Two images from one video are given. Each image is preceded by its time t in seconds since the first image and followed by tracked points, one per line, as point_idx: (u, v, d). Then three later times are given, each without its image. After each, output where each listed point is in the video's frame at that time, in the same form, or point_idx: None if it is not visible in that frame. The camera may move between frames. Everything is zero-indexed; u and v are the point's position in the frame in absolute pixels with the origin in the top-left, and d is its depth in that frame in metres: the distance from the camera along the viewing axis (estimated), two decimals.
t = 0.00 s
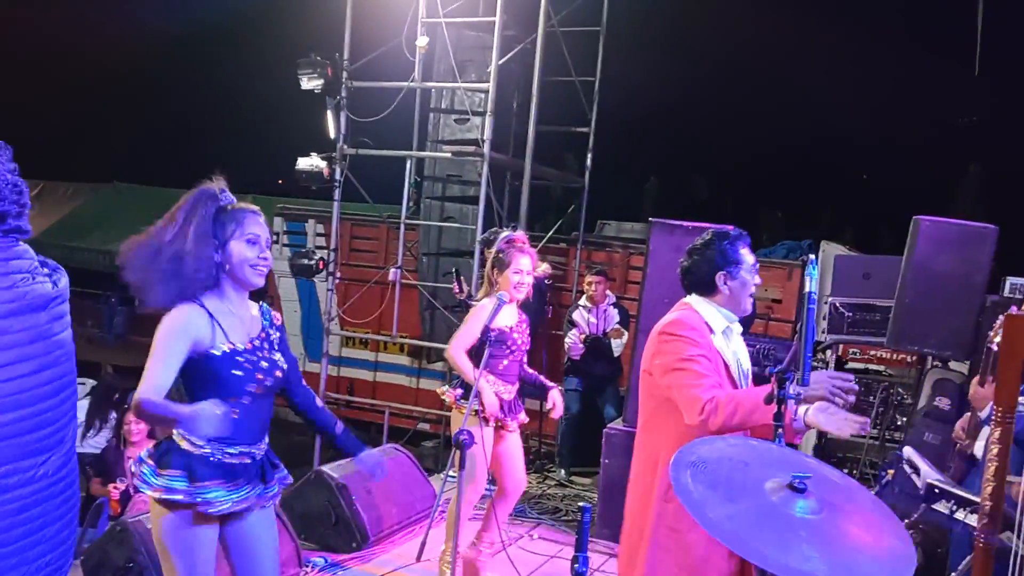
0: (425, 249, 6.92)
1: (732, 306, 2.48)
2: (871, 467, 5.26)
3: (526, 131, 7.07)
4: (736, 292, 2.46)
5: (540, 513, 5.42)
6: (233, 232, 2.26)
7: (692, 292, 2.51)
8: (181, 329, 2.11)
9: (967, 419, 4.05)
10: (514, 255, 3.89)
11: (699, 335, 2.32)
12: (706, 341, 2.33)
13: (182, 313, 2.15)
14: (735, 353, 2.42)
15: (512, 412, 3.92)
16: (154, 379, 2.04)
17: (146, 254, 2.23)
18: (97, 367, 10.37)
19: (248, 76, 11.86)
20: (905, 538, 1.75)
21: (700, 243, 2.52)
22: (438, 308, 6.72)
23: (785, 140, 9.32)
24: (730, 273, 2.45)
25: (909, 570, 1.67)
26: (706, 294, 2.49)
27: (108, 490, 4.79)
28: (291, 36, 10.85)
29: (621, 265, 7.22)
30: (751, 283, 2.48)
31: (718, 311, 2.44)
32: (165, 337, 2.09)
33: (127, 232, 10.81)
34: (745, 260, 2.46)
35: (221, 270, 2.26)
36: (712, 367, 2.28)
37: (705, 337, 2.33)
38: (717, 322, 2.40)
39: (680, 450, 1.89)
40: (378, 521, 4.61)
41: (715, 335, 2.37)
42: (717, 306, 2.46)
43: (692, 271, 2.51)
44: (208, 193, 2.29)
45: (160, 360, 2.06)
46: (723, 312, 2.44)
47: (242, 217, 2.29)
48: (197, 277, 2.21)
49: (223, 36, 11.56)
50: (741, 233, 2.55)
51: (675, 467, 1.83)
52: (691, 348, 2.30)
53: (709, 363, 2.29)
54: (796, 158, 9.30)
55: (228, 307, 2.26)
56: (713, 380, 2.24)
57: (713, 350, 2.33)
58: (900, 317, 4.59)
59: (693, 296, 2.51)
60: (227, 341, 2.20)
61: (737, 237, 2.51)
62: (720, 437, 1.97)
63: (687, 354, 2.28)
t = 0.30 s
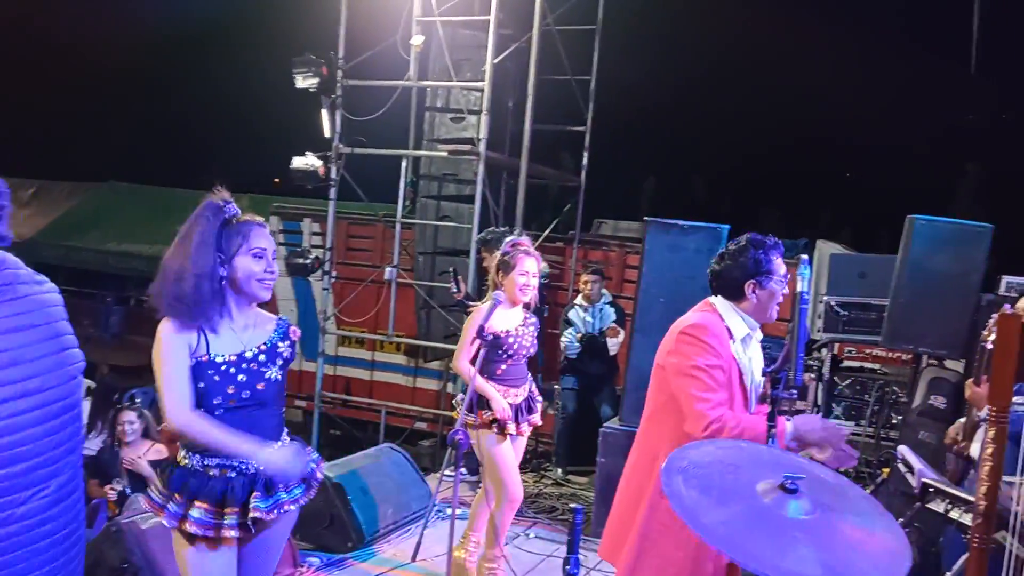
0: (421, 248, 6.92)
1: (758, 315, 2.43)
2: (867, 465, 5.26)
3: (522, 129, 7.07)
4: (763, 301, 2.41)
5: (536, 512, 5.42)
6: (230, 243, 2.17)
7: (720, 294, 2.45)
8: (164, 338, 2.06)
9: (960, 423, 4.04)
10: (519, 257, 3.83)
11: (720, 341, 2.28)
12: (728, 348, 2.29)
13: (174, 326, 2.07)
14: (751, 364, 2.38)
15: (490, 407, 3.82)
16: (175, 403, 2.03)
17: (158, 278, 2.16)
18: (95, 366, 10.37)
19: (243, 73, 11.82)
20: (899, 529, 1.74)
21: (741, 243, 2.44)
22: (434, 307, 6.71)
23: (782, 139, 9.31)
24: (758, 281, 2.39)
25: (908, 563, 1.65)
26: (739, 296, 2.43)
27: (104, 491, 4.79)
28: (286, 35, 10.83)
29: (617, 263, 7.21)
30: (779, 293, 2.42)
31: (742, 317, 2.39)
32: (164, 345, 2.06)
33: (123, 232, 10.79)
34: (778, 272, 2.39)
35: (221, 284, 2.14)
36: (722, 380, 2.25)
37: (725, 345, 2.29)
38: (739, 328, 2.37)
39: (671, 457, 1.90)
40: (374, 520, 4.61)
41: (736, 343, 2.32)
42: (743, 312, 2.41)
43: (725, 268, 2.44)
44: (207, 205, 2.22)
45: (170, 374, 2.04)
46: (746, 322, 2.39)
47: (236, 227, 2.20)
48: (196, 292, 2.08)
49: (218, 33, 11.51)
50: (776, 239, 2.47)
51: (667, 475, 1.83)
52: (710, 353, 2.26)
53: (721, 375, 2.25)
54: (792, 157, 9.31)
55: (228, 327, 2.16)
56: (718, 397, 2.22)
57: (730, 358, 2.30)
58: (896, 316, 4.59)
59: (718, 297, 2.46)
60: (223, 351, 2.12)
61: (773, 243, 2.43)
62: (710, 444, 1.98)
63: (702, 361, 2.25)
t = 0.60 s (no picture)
0: (414, 246, 6.90)
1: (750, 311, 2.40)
2: (862, 460, 5.27)
3: (514, 127, 7.05)
4: (756, 295, 2.38)
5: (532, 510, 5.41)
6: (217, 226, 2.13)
7: (715, 289, 2.44)
8: (222, 335, 2.01)
9: (956, 419, 4.05)
10: (527, 249, 3.78)
11: (702, 336, 2.27)
12: (712, 342, 2.29)
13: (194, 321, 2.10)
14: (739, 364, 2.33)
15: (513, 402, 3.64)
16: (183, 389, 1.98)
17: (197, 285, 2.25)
18: (85, 368, 10.30)
19: (234, 72, 11.77)
20: (887, 526, 1.77)
21: (731, 237, 2.44)
22: (427, 305, 6.68)
23: (776, 134, 9.31)
24: (751, 274, 2.37)
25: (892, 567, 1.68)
26: (729, 293, 2.42)
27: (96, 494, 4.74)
28: (278, 33, 10.79)
29: (610, 260, 7.20)
30: (772, 286, 2.39)
31: (734, 312, 2.38)
32: (203, 337, 2.00)
33: (114, 232, 10.73)
34: (764, 266, 2.37)
35: (220, 264, 2.11)
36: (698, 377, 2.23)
37: (708, 339, 2.28)
38: (730, 322, 2.36)
39: (666, 443, 1.88)
40: (370, 520, 4.58)
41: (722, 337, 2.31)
42: (735, 306, 2.40)
43: (715, 265, 2.44)
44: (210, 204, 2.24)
45: (197, 369, 1.99)
46: (731, 320, 2.36)
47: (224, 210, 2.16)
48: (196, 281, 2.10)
49: (208, 31, 11.46)
50: (773, 234, 2.44)
51: (659, 464, 1.83)
52: (690, 348, 2.26)
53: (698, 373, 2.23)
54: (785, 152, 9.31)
55: (249, 309, 2.12)
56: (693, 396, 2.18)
57: (716, 352, 2.29)
58: (889, 311, 4.59)
59: (711, 293, 2.46)
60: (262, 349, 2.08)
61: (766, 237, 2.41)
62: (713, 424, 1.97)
63: (677, 358, 2.25)
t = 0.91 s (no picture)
0: (408, 246, 6.89)
1: (725, 297, 2.39)
2: (858, 452, 5.27)
3: (506, 124, 7.05)
4: (729, 280, 2.37)
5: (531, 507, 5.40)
6: (269, 244, 2.08)
7: (694, 282, 2.48)
8: (262, 359, 1.97)
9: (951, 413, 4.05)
10: (544, 255, 3.75)
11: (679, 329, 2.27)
12: (691, 335, 2.28)
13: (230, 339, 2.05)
14: (723, 354, 2.32)
15: (532, 402, 3.62)
16: (261, 422, 1.92)
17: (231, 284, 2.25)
18: (80, 373, 10.26)
19: (224, 74, 11.73)
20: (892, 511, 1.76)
21: (702, 230, 2.47)
22: (422, 304, 6.67)
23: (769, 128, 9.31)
24: (721, 261, 2.38)
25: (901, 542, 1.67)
26: (706, 283, 2.43)
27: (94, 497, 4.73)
28: (268, 35, 10.76)
29: (605, 257, 7.20)
30: (747, 272, 2.37)
31: (714, 301, 2.38)
32: (248, 364, 1.95)
33: (107, 236, 10.69)
34: (728, 251, 2.37)
35: (289, 282, 2.08)
36: (677, 374, 2.23)
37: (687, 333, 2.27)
38: (708, 312, 2.36)
39: (656, 462, 1.89)
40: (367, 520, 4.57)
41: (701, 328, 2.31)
42: (714, 296, 2.40)
43: (690, 260, 2.48)
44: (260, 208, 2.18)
45: (256, 397, 1.93)
46: (710, 312, 2.36)
47: (280, 230, 2.10)
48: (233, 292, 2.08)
49: (198, 32, 11.42)
50: (744, 221, 2.45)
51: (651, 478, 1.82)
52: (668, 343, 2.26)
53: (678, 370, 2.24)
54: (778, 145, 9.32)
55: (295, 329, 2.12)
56: (668, 394, 2.21)
57: (696, 344, 2.29)
58: (884, 302, 4.60)
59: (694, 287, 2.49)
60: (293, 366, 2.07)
61: (735, 223, 2.42)
62: (694, 453, 1.96)
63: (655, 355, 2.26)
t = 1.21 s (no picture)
0: (399, 244, 6.85)
1: (694, 290, 2.36)
2: (853, 444, 5.28)
3: (496, 121, 7.01)
4: (696, 273, 2.34)
5: (525, 504, 5.38)
6: (347, 244, 2.09)
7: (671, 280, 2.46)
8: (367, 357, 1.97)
9: (943, 403, 4.06)
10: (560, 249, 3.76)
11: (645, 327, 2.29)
12: (659, 331, 2.28)
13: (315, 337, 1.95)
14: (695, 347, 2.29)
15: (584, 398, 3.69)
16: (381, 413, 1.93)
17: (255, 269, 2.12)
18: (72, 376, 10.20)
19: (213, 73, 11.66)
20: (881, 515, 1.74)
21: (673, 226, 2.45)
22: (414, 302, 6.63)
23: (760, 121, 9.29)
24: (688, 255, 2.36)
25: (887, 552, 1.65)
26: (679, 278, 2.41)
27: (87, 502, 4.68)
28: (257, 34, 10.70)
29: (598, 252, 7.17)
30: (714, 264, 2.33)
31: (687, 295, 2.36)
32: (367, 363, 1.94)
33: (98, 238, 10.64)
34: (691, 244, 2.34)
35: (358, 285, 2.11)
36: (646, 371, 2.25)
37: (657, 328, 2.28)
38: (682, 307, 2.34)
39: (648, 448, 1.86)
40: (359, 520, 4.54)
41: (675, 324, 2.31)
42: (686, 290, 2.37)
43: (661, 256, 2.47)
44: (322, 205, 2.13)
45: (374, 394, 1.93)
46: (682, 306, 2.35)
47: (354, 239, 2.12)
48: (315, 285, 2.01)
49: (186, 32, 11.34)
50: (710, 212, 2.40)
51: (644, 466, 1.81)
52: (633, 341, 2.29)
53: (647, 367, 2.25)
54: (770, 138, 9.32)
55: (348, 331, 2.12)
56: (635, 393, 2.25)
57: (667, 340, 2.29)
58: (876, 294, 4.58)
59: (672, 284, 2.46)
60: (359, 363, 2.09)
61: (700, 216, 2.39)
62: (689, 431, 1.95)
63: (622, 353, 2.30)
